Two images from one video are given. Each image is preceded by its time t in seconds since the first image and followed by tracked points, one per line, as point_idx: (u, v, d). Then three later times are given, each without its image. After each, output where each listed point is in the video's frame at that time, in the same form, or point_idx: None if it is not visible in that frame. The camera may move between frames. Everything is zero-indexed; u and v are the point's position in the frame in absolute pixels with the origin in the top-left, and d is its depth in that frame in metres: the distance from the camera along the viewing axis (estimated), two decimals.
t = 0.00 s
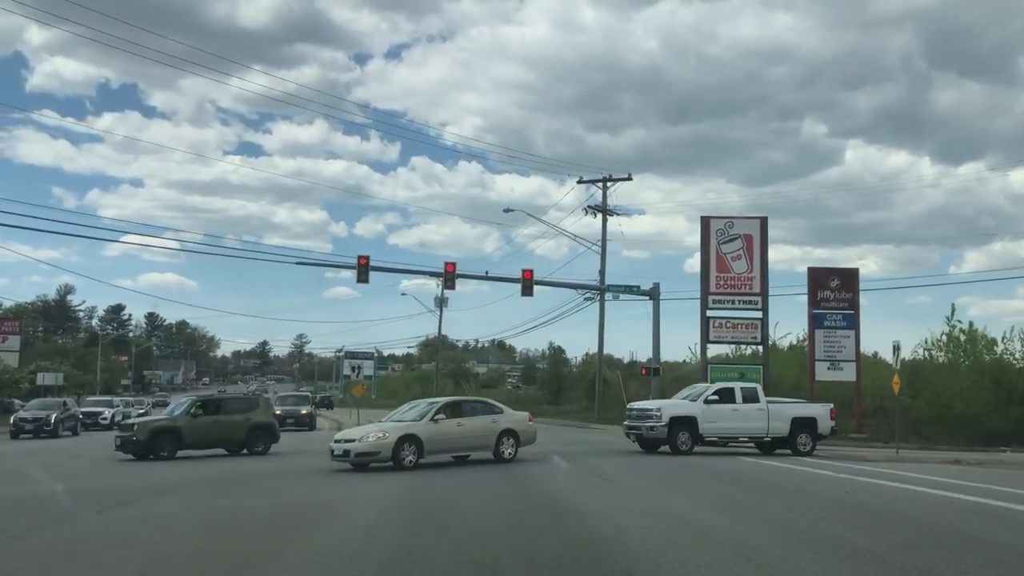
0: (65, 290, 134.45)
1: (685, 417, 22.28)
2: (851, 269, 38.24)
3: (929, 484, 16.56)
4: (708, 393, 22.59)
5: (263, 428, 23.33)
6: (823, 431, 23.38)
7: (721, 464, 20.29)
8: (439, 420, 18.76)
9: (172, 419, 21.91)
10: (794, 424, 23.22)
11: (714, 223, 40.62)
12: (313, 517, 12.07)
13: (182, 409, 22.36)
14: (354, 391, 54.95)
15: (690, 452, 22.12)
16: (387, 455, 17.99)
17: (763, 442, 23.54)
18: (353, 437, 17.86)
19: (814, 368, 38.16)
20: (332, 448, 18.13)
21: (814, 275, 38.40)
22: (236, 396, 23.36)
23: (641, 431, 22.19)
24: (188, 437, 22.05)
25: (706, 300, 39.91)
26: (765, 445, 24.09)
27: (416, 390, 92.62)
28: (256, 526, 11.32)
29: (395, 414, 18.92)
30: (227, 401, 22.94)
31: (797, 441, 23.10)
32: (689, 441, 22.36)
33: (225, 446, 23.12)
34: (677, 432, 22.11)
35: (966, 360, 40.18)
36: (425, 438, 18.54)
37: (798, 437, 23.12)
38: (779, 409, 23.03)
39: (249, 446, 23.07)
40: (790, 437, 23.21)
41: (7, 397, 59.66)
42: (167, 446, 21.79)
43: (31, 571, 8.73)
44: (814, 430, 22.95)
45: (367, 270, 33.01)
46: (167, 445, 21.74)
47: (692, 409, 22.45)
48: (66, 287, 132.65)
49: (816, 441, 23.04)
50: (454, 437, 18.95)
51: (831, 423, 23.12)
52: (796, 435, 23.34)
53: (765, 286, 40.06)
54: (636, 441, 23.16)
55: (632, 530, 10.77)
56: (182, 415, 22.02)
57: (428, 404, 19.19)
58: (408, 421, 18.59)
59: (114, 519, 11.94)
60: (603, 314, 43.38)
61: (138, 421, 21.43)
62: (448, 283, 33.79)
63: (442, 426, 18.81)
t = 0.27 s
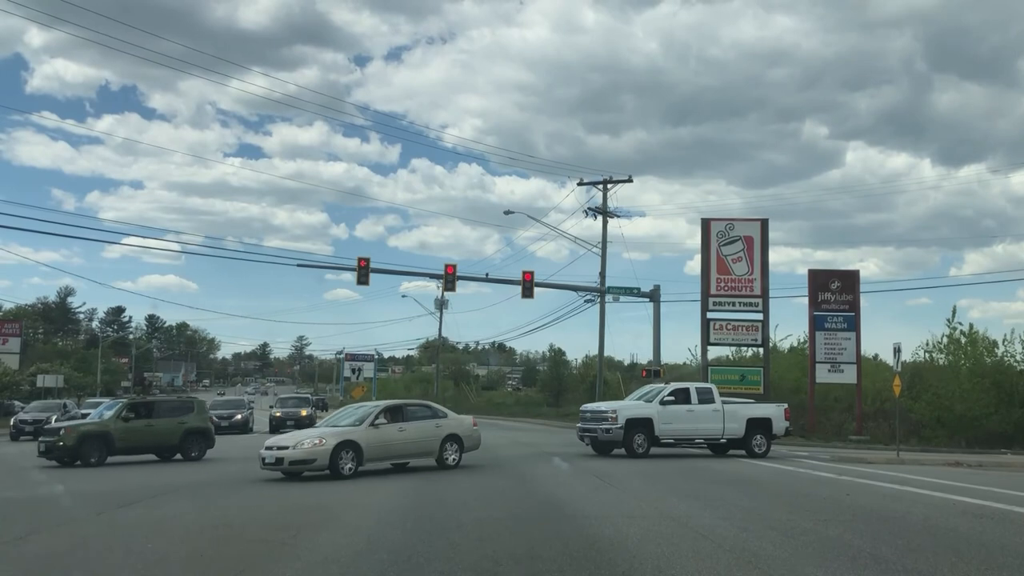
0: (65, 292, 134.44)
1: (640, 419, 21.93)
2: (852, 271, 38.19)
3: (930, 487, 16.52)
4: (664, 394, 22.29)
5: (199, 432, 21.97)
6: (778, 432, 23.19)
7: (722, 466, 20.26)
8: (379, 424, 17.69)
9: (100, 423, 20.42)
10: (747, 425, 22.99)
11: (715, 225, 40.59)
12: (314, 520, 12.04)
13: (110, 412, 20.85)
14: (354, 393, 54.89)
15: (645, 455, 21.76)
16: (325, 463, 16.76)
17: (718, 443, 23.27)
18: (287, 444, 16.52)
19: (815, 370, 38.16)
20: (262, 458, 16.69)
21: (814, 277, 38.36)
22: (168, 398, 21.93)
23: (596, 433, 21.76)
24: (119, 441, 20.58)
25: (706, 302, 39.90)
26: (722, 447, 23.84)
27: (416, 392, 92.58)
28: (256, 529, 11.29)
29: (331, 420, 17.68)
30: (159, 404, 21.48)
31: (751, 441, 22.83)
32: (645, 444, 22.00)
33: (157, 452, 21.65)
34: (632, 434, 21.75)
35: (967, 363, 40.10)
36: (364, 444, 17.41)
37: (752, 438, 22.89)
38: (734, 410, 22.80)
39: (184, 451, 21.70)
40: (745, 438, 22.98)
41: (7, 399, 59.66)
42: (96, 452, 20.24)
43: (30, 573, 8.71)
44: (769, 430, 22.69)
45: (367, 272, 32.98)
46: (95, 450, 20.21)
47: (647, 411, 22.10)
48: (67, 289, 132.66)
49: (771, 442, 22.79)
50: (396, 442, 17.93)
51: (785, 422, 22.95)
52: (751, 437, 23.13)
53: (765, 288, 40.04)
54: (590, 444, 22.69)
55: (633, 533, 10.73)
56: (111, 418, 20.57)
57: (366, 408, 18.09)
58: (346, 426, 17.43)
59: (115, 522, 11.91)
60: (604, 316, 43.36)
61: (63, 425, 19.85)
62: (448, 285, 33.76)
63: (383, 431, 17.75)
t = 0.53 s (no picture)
0: (66, 293, 134.58)
1: (593, 420, 21.39)
2: (851, 273, 38.24)
3: (930, 489, 16.53)
4: (616, 395, 21.81)
5: (129, 436, 20.88)
6: (730, 433, 22.80)
7: (722, 467, 20.29)
8: (315, 429, 16.45)
9: (21, 425, 19.13)
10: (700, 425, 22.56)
11: (715, 226, 40.62)
12: (314, 521, 12.09)
13: (32, 414, 19.47)
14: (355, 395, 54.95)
15: (599, 457, 21.23)
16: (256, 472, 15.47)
17: (671, 445, 22.83)
18: (213, 450, 15.12)
19: (815, 372, 38.22)
20: (184, 465, 15.25)
21: (814, 278, 38.40)
22: (93, 399, 20.70)
23: (549, 436, 21.12)
24: (42, 444, 19.32)
25: (706, 303, 39.98)
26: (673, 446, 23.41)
27: (416, 394, 92.61)
28: (257, 530, 11.34)
29: (261, 425, 16.34)
30: (86, 406, 20.26)
31: (704, 442, 22.40)
32: (598, 445, 21.47)
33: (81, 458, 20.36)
34: (586, 436, 21.19)
35: (967, 365, 40.09)
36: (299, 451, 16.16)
37: (705, 438, 22.44)
38: (687, 410, 22.37)
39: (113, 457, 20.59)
40: (698, 440, 22.52)
41: (7, 400, 59.78)
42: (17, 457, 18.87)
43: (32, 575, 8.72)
44: (721, 430, 22.30)
45: (367, 274, 33.04)
46: (18, 454, 18.84)
47: (600, 412, 21.58)
48: (68, 290, 132.77)
49: (724, 442, 22.40)
50: (332, 449, 16.73)
51: (738, 422, 22.55)
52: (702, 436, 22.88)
53: (765, 290, 40.10)
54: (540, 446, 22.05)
55: (634, 535, 10.74)
56: (33, 420, 19.30)
57: (300, 412, 16.82)
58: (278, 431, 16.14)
59: (115, 523, 11.91)
60: (604, 318, 43.41)
61: None
62: (449, 286, 33.83)
63: (318, 437, 16.52)
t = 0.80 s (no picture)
0: (65, 294, 134.50)
1: (543, 421, 20.38)
2: (852, 273, 38.16)
3: (931, 490, 16.44)
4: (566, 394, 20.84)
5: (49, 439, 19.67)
6: (680, 433, 22.02)
7: (722, 468, 20.20)
8: (239, 434, 15.07)
9: None
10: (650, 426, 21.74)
11: (715, 227, 40.54)
12: (313, 522, 12.06)
13: None
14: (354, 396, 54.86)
15: (549, 460, 20.25)
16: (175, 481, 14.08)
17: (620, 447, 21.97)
18: (125, 457, 13.66)
19: (816, 373, 38.17)
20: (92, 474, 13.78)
21: (815, 279, 38.34)
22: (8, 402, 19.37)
23: (496, 439, 20.02)
24: None
25: (707, 304, 39.94)
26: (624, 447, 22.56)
27: (416, 395, 92.48)
28: (256, 531, 11.31)
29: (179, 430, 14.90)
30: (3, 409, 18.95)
31: (654, 443, 21.59)
32: (548, 448, 20.47)
33: None
34: (536, 438, 20.18)
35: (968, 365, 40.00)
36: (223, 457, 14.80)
37: (656, 439, 21.60)
38: (637, 409, 21.49)
39: (30, 463, 19.19)
40: (649, 441, 21.68)
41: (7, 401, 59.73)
42: None
43: None
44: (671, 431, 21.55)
45: (367, 274, 32.96)
46: None
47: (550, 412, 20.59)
48: (67, 291, 132.70)
49: (674, 443, 21.63)
50: (260, 456, 15.39)
51: (689, 422, 21.79)
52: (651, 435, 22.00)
53: (766, 290, 40.05)
54: (486, 448, 20.85)
55: (633, 536, 10.64)
56: None
57: (223, 415, 15.42)
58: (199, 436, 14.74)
59: (113, 523, 11.86)
60: (604, 319, 43.33)
61: None
62: (449, 287, 33.76)
63: (245, 443, 15.15)
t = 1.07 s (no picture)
0: (65, 295, 134.48)
1: (489, 423, 19.40)
2: (852, 274, 38.10)
3: (931, 491, 16.42)
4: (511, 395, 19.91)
5: None
6: (628, 433, 21.44)
7: (722, 469, 20.16)
8: (152, 439, 14.12)
9: None
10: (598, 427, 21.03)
11: (715, 227, 40.50)
12: (312, 521, 12.08)
13: None
14: (354, 396, 54.81)
15: (495, 465, 19.34)
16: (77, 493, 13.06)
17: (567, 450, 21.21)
18: (18, 466, 12.62)
19: (816, 373, 38.13)
20: None
21: (815, 279, 38.31)
22: None
23: (440, 443, 18.91)
24: None
25: (707, 304, 39.93)
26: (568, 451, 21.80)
27: (416, 395, 92.42)
28: (255, 530, 11.32)
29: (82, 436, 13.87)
30: None
31: (602, 444, 20.86)
32: (493, 451, 19.54)
33: None
34: (481, 442, 19.20)
35: (968, 366, 39.84)
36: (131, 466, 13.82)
37: (604, 440, 20.88)
38: (585, 409, 20.75)
39: None
40: (597, 441, 20.97)
41: (6, 402, 59.69)
42: None
43: None
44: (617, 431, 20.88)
45: (367, 275, 32.94)
46: None
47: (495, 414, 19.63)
48: (67, 292, 132.65)
49: (621, 444, 20.94)
50: (175, 463, 14.44)
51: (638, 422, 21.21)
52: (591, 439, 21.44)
53: (766, 291, 40.03)
54: (425, 455, 19.71)
55: (634, 537, 10.61)
56: None
57: (133, 420, 14.44)
58: (105, 442, 13.74)
59: (114, 524, 11.84)
60: (604, 320, 43.30)
61: None
62: (449, 287, 33.73)
63: (158, 449, 14.20)
